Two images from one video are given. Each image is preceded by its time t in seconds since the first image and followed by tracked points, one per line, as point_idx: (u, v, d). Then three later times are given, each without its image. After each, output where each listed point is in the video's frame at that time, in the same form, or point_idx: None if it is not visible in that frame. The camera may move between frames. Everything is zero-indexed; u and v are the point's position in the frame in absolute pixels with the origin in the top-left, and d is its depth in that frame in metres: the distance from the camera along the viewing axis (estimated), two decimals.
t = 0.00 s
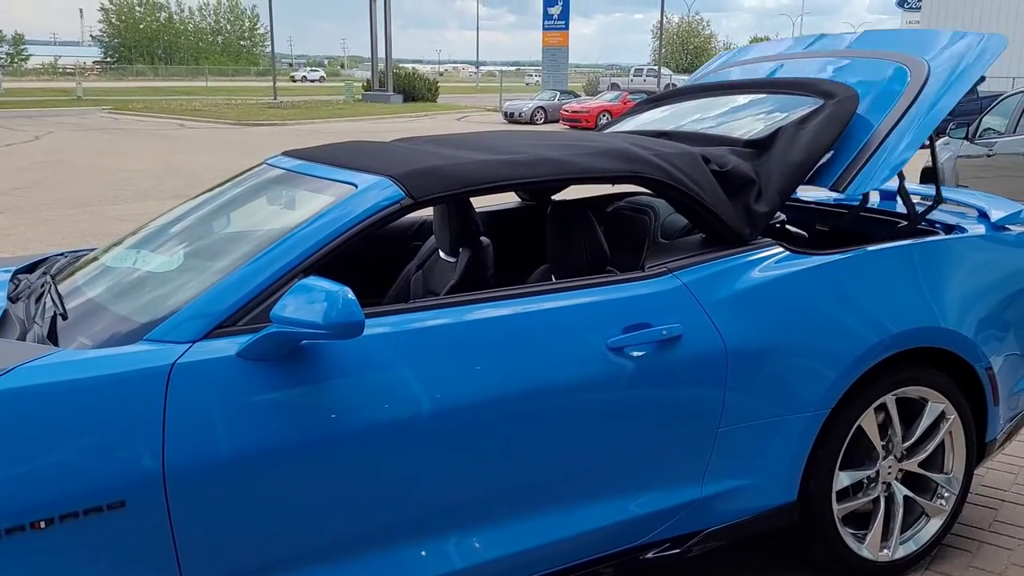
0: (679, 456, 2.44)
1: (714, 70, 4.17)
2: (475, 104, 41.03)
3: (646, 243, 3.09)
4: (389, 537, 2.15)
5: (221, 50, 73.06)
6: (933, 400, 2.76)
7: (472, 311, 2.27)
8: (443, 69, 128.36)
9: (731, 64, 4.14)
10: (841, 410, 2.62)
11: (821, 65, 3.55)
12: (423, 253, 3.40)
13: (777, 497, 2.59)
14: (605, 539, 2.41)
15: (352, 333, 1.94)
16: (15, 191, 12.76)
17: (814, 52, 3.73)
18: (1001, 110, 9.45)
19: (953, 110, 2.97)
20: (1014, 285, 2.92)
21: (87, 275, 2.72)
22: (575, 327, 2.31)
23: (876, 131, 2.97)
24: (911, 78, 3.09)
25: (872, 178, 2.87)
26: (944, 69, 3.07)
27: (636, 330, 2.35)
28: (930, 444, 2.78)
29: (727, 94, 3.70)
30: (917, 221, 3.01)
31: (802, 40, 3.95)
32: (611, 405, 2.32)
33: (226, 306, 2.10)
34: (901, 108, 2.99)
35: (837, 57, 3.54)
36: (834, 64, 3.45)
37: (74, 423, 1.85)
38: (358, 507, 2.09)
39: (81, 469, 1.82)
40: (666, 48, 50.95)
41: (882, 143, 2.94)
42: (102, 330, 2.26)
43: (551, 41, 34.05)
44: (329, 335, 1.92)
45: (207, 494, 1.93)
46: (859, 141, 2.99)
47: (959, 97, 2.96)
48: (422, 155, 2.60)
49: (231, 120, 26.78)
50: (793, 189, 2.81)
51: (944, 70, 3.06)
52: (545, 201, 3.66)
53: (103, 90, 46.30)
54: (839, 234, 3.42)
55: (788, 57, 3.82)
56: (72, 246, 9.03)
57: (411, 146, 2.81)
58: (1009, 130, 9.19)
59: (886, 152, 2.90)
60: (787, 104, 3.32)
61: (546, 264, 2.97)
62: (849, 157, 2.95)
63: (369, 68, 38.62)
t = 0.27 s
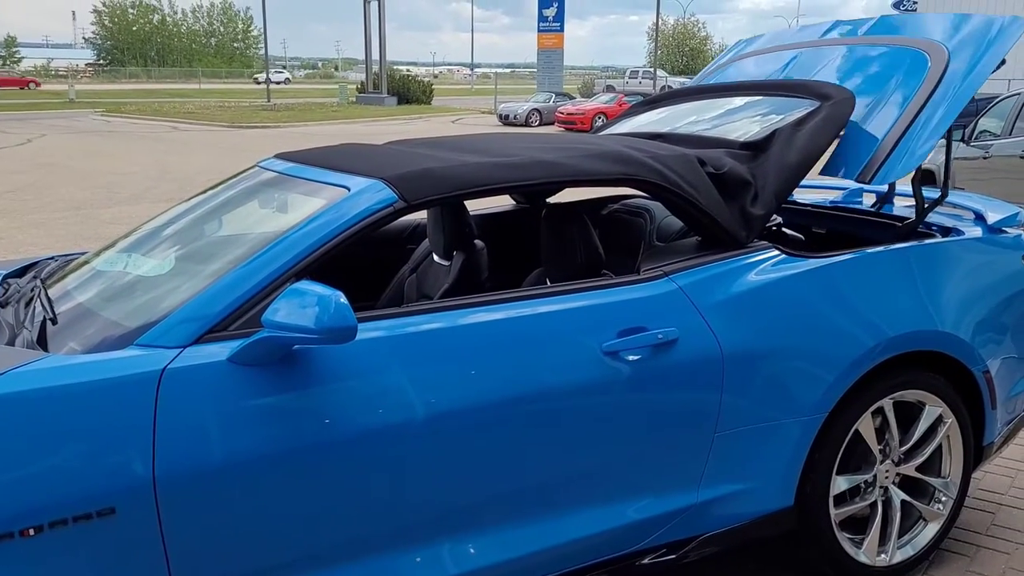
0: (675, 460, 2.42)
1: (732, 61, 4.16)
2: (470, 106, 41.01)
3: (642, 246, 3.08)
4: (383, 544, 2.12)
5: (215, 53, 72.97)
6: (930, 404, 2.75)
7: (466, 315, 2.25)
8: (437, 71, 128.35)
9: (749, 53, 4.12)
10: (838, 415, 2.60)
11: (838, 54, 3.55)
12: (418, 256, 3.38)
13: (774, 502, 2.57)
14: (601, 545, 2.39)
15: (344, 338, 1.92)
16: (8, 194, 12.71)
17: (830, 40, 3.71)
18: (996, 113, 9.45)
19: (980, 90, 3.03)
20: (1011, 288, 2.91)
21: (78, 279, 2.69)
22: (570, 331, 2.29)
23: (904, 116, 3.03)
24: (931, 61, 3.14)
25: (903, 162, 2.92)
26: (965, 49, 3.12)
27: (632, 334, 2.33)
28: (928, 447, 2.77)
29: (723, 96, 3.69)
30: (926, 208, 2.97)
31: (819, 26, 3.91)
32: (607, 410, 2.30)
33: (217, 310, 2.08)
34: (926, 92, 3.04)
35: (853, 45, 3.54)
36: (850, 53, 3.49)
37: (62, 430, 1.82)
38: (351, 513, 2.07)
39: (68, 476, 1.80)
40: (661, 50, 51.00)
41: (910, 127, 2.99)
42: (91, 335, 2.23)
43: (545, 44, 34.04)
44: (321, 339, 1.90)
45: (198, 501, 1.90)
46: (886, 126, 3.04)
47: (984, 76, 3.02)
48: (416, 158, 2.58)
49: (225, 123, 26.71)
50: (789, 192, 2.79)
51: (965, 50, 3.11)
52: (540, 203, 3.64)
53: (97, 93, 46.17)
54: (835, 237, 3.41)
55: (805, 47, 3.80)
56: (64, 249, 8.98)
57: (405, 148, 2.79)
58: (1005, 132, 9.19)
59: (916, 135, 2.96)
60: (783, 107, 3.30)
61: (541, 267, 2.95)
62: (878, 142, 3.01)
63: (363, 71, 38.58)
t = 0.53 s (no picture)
0: (669, 463, 2.42)
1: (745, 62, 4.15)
2: (465, 108, 41.00)
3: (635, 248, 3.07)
4: (376, 548, 2.11)
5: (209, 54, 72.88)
6: (924, 406, 2.75)
7: (460, 317, 2.24)
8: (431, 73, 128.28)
9: (764, 53, 4.11)
10: (832, 417, 2.60)
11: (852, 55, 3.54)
12: (411, 258, 3.37)
13: (767, 505, 2.56)
14: (595, 548, 2.38)
15: (336, 341, 1.90)
16: None
17: (844, 40, 3.70)
18: (989, 115, 9.48)
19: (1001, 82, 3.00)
20: (1004, 290, 2.91)
21: (68, 282, 2.68)
22: (564, 333, 2.28)
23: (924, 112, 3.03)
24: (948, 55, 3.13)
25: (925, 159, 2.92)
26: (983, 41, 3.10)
27: (625, 337, 2.33)
28: (921, 449, 2.77)
29: (717, 97, 3.68)
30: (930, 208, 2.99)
31: (832, 24, 3.88)
32: (601, 412, 2.29)
33: (209, 313, 2.06)
34: (945, 88, 3.03)
35: (868, 45, 3.53)
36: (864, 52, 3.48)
37: (51, 434, 1.80)
38: (344, 517, 2.05)
39: (57, 480, 1.78)
40: (655, 52, 51.08)
41: (931, 124, 2.99)
42: (82, 338, 2.22)
43: (540, 46, 34.06)
44: (313, 342, 1.88)
45: (189, 504, 1.89)
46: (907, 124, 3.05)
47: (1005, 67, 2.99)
48: (410, 159, 2.57)
49: (219, 124, 26.65)
50: (782, 194, 2.79)
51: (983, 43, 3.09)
52: (534, 205, 3.64)
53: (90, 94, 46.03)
54: (829, 239, 3.40)
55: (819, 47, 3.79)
56: (57, 251, 8.93)
57: (399, 150, 2.78)
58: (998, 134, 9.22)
59: (937, 131, 2.96)
60: (776, 108, 3.30)
61: (534, 270, 2.94)
62: (899, 142, 3.01)
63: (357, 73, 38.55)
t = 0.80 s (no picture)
0: (665, 465, 2.41)
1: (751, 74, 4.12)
2: (461, 109, 40.99)
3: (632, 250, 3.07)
4: (372, 551, 2.10)
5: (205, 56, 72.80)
6: (921, 407, 2.74)
7: (456, 319, 2.23)
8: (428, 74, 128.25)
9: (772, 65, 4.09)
10: (829, 418, 2.59)
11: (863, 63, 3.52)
12: (407, 259, 3.37)
13: (764, 506, 2.56)
14: (592, 550, 2.37)
15: (331, 343, 1.89)
16: None
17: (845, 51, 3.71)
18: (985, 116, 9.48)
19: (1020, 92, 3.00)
20: (1000, 291, 2.91)
21: (62, 284, 2.66)
22: (561, 335, 2.27)
23: (943, 119, 3.03)
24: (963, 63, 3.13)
25: (945, 169, 2.94)
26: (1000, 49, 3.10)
27: (622, 338, 2.32)
28: (919, 450, 2.76)
29: (714, 99, 3.68)
30: (938, 207, 2.99)
31: (832, 38, 3.90)
32: (598, 414, 2.28)
33: (203, 315, 2.05)
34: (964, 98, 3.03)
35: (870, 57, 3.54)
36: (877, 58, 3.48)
37: (45, 437, 1.79)
38: (340, 520, 2.05)
39: (51, 484, 1.77)
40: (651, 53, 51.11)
41: (950, 135, 2.99)
42: (76, 341, 2.20)
43: (536, 47, 34.06)
44: (308, 344, 1.88)
45: (183, 507, 1.88)
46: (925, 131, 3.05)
47: None
48: (405, 161, 2.57)
49: (215, 126, 26.61)
50: (779, 195, 2.78)
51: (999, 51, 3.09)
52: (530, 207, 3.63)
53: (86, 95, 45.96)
54: (825, 240, 3.39)
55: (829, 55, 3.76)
56: (52, 253, 8.91)
57: (394, 151, 2.77)
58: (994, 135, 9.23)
59: (957, 141, 2.97)
60: (772, 110, 3.29)
61: (531, 273, 2.92)
62: (918, 152, 3.01)
63: (354, 74, 38.55)
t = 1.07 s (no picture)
0: (663, 466, 2.41)
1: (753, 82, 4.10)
2: (459, 110, 40.98)
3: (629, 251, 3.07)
4: (370, 552, 2.09)
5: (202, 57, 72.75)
6: (918, 408, 2.74)
7: (454, 321, 2.23)
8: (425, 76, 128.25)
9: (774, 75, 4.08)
10: (827, 419, 2.59)
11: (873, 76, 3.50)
12: (404, 260, 3.36)
13: (762, 507, 2.55)
14: (590, 551, 2.36)
15: (329, 344, 1.89)
16: None
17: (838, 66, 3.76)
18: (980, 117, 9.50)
19: None
20: (997, 292, 2.91)
21: (58, 286, 2.66)
22: (558, 336, 2.27)
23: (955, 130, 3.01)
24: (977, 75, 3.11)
25: (955, 181, 2.91)
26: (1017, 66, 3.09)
27: (619, 339, 2.32)
28: (916, 451, 2.76)
29: (710, 100, 3.68)
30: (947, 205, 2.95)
31: (823, 56, 3.97)
32: (596, 415, 2.28)
33: (199, 317, 2.05)
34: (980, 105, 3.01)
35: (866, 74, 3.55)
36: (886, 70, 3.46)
37: (41, 439, 1.79)
38: (337, 522, 2.04)
39: (47, 486, 1.76)
40: (648, 55, 51.15)
41: (965, 141, 2.96)
42: (72, 343, 2.20)
43: (533, 48, 34.06)
44: (305, 346, 1.87)
45: (180, 510, 1.87)
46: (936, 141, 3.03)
47: None
48: (402, 162, 2.56)
49: (212, 127, 26.60)
50: (776, 196, 2.78)
51: (1016, 68, 3.09)
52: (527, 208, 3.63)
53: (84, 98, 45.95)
54: (822, 241, 3.40)
55: (836, 67, 3.76)
56: (48, 255, 8.89)
57: (392, 152, 2.77)
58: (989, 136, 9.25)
59: (968, 152, 2.95)
60: (769, 111, 3.29)
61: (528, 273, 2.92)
62: (933, 157, 2.98)
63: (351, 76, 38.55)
